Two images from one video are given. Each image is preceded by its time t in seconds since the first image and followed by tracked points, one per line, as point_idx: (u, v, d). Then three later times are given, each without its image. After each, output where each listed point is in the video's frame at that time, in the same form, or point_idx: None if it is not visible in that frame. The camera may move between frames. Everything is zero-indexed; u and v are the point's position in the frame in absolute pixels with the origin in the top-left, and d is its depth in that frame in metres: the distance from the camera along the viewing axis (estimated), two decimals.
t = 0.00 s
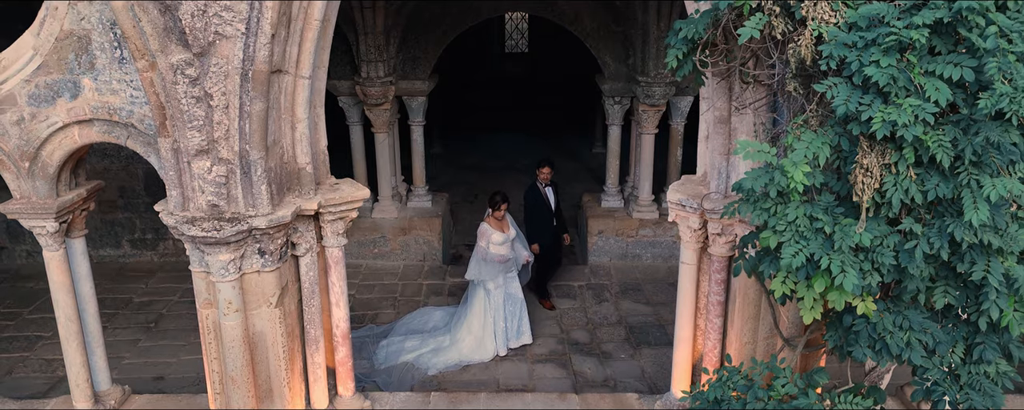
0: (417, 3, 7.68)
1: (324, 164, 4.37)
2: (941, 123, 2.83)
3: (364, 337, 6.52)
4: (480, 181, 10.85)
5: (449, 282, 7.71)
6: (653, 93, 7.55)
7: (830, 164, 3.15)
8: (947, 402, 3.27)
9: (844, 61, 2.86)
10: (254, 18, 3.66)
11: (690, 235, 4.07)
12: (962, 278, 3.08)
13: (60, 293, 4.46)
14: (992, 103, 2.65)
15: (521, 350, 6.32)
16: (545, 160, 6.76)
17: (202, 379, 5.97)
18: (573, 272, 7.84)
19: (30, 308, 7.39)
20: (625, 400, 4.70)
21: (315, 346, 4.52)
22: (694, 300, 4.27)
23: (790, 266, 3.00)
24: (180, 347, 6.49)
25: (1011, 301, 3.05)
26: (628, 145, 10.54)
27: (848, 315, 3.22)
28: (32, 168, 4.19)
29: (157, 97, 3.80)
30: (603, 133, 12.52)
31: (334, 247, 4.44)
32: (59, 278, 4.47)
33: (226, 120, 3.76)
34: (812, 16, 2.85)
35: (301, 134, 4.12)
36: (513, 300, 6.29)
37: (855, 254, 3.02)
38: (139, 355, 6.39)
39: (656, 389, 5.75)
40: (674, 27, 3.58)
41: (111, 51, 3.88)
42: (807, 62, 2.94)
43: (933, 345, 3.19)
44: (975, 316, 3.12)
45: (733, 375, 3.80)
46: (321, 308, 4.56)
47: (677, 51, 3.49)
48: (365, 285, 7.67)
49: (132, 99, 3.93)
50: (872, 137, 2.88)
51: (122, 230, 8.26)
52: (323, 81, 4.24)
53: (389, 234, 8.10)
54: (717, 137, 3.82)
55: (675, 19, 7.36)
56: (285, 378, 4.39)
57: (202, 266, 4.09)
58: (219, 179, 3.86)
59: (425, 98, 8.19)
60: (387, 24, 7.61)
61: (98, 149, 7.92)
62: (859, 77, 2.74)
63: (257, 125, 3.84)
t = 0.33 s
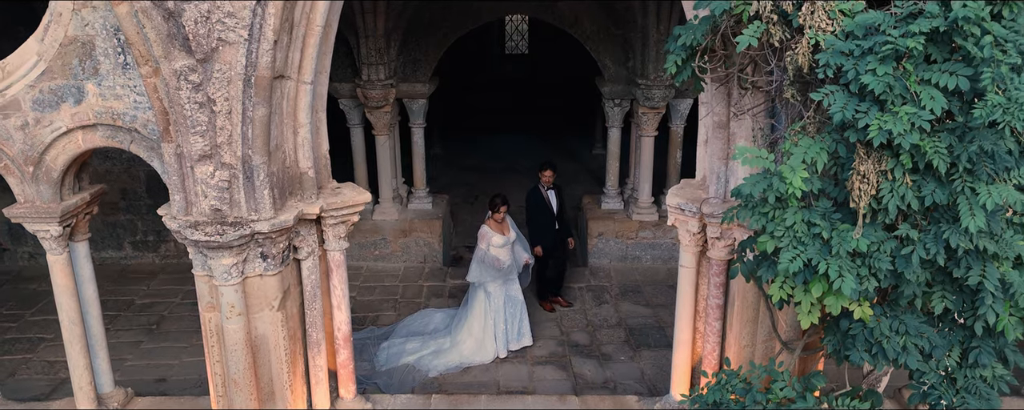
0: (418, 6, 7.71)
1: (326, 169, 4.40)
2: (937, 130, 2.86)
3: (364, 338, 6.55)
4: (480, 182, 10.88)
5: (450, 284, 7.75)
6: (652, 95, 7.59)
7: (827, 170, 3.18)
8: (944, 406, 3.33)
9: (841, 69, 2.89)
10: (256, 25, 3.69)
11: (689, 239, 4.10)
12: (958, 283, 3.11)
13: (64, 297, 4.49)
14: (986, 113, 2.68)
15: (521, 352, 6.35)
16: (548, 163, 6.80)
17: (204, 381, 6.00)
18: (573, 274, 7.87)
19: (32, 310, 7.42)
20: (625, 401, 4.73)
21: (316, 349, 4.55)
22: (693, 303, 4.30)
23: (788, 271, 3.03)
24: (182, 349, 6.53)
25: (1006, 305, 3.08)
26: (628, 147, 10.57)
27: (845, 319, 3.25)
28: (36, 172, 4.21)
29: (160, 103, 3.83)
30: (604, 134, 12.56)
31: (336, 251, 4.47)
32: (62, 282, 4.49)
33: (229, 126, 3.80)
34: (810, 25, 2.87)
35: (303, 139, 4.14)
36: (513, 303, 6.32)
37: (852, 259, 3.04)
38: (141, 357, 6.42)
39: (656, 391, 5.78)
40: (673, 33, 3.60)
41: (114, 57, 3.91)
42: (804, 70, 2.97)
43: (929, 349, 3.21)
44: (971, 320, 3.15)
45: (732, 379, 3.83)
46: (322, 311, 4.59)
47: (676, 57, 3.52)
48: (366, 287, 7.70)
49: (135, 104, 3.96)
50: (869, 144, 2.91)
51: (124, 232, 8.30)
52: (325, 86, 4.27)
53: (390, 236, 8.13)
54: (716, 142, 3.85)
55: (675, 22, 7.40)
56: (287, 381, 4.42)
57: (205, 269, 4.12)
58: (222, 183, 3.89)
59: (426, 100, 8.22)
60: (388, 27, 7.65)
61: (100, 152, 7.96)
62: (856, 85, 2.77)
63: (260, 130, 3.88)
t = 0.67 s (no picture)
0: (418, 10, 7.74)
1: (328, 173, 4.43)
2: (933, 138, 2.89)
3: (366, 341, 6.57)
4: (480, 184, 10.91)
5: (450, 286, 7.78)
6: (652, 98, 7.63)
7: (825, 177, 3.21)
8: None
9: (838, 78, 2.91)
10: (259, 32, 3.72)
11: (688, 243, 4.14)
12: (954, 288, 3.14)
13: (68, 301, 4.52)
14: (981, 124, 2.73)
15: (521, 354, 6.39)
16: (550, 167, 6.79)
17: (206, 383, 6.03)
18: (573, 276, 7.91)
19: (35, 312, 7.46)
20: (624, 403, 4.77)
21: (319, 352, 4.59)
22: (692, 307, 4.34)
23: (787, 277, 3.06)
24: (184, 352, 6.56)
25: (1002, 311, 3.10)
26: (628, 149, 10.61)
27: (843, 325, 3.28)
28: (40, 177, 4.25)
29: (164, 109, 3.87)
30: (604, 136, 12.59)
31: (337, 255, 4.50)
32: (66, 286, 4.52)
33: (232, 131, 3.83)
34: (807, 34, 2.91)
35: (306, 145, 4.19)
36: (513, 305, 6.36)
37: (850, 266, 3.07)
38: (143, 359, 6.45)
39: (655, 393, 5.81)
40: (671, 40, 3.62)
41: (118, 63, 3.94)
42: (802, 78, 3.01)
43: (926, 354, 3.24)
44: (967, 325, 3.18)
45: (730, 383, 3.87)
46: (324, 315, 4.62)
47: (676, 64, 3.53)
48: (366, 290, 7.74)
49: (139, 110, 4.00)
50: (866, 151, 2.94)
51: (126, 234, 8.34)
52: (327, 91, 4.31)
53: (391, 238, 8.17)
54: (715, 147, 3.89)
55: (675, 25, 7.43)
56: (289, 384, 4.46)
57: (208, 273, 4.16)
58: (225, 188, 3.92)
59: (427, 103, 8.24)
60: (389, 31, 7.68)
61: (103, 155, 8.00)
62: (853, 94, 2.80)
63: (262, 136, 3.91)
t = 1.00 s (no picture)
0: (419, 14, 7.78)
1: (330, 179, 4.47)
2: (928, 147, 2.92)
3: (367, 343, 6.62)
4: (480, 186, 10.94)
5: (451, 288, 7.82)
6: (652, 102, 7.67)
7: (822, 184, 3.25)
8: None
9: (835, 88, 2.95)
10: (263, 39, 3.76)
11: (687, 247, 4.18)
12: (949, 295, 3.18)
13: (72, 304, 4.55)
14: (975, 132, 2.74)
15: (521, 357, 6.42)
16: (554, 171, 6.83)
17: (208, 386, 6.07)
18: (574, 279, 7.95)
19: (37, 314, 7.49)
20: (624, 405, 4.81)
21: (320, 356, 4.62)
22: (691, 311, 4.37)
23: (784, 284, 3.10)
24: (186, 354, 6.60)
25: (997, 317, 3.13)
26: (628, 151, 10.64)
27: (840, 330, 3.32)
28: (45, 183, 4.28)
29: (168, 115, 3.91)
30: (604, 138, 12.63)
31: (339, 260, 4.54)
32: (70, 290, 4.56)
33: (236, 138, 3.86)
34: (804, 44, 2.95)
35: (308, 151, 4.24)
36: (514, 308, 6.39)
37: (846, 273, 3.11)
38: (146, 361, 6.49)
39: (655, 396, 5.85)
40: (670, 48, 3.65)
41: (123, 70, 3.98)
42: (799, 87, 3.05)
43: (922, 359, 3.28)
44: (963, 331, 3.21)
45: (729, 387, 3.91)
46: (327, 319, 4.66)
47: (675, 71, 3.56)
48: (368, 292, 7.78)
49: (143, 116, 4.03)
50: (862, 160, 2.97)
51: (128, 236, 8.37)
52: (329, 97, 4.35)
53: (392, 240, 8.22)
54: (713, 153, 3.92)
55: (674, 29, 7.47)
56: (292, 388, 4.49)
57: (211, 278, 4.19)
58: (228, 194, 3.96)
59: (428, 106, 8.28)
60: (390, 34, 7.73)
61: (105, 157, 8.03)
62: (849, 104, 2.84)
63: (265, 143, 3.95)
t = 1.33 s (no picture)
0: (420, 18, 7.82)
1: (332, 184, 4.51)
2: (922, 158, 2.96)
3: (369, 346, 6.66)
4: (481, 188, 10.98)
5: (452, 291, 7.86)
6: (652, 105, 7.70)
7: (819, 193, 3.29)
8: None
9: (831, 98, 2.99)
10: (266, 48, 3.80)
11: (686, 253, 4.22)
12: (944, 302, 3.22)
13: (76, 309, 4.59)
14: (968, 143, 2.77)
15: (521, 360, 6.46)
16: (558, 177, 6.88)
17: (210, 389, 6.11)
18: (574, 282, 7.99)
19: (40, 317, 7.53)
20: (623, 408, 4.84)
21: (322, 360, 4.67)
22: (690, 315, 4.41)
23: (782, 291, 3.14)
24: (189, 357, 6.64)
25: (991, 324, 3.16)
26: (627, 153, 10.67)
27: (836, 337, 3.37)
28: (50, 189, 4.32)
29: (172, 123, 3.95)
30: (604, 140, 12.67)
31: (341, 265, 4.58)
32: (75, 295, 4.60)
33: (239, 146, 3.90)
34: (801, 55, 2.99)
35: (310, 158, 4.27)
36: (513, 311, 6.41)
37: (843, 281, 3.16)
38: (148, 364, 6.53)
39: (654, 399, 5.89)
40: (669, 57, 3.68)
41: (127, 78, 4.02)
42: (795, 98, 3.08)
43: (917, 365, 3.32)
44: (958, 337, 3.25)
45: (727, 392, 3.95)
46: (329, 324, 4.70)
47: (673, 79, 3.58)
48: (369, 295, 7.82)
49: (147, 123, 4.07)
50: (858, 170, 3.02)
51: (130, 239, 8.41)
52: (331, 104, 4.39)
53: (393, 243, 8.26)
54: (712, 160, 3.95)
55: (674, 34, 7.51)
56: (294, 392, 4.53)
57: (215, 284, 4.23)
58: (231, 201, 4.00)
59: (429, 110, 8.32)
60: (391, 38, 7.77)
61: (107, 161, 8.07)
62: (845, 115, 2.88)
63: (268, 150, 3.98)
